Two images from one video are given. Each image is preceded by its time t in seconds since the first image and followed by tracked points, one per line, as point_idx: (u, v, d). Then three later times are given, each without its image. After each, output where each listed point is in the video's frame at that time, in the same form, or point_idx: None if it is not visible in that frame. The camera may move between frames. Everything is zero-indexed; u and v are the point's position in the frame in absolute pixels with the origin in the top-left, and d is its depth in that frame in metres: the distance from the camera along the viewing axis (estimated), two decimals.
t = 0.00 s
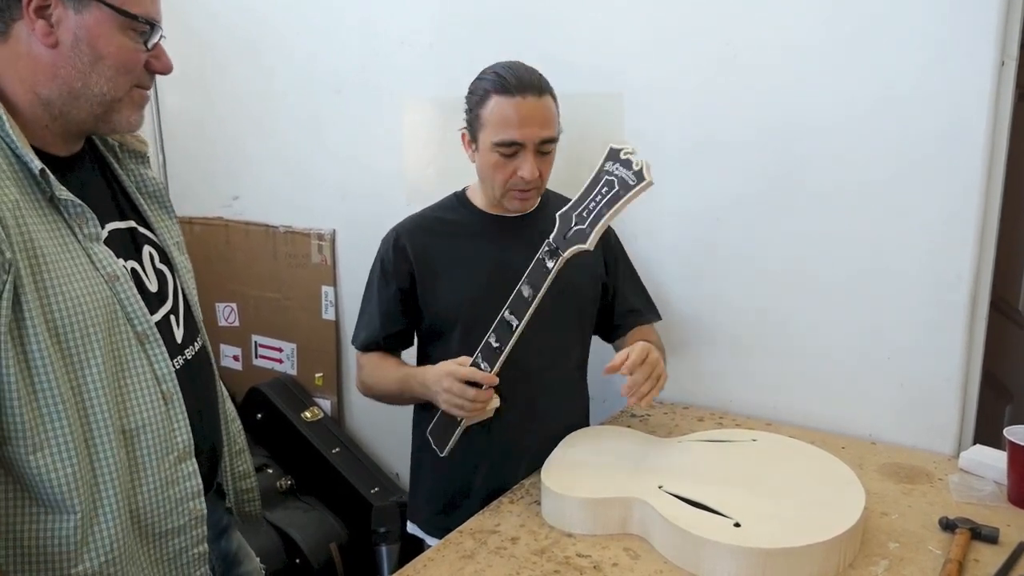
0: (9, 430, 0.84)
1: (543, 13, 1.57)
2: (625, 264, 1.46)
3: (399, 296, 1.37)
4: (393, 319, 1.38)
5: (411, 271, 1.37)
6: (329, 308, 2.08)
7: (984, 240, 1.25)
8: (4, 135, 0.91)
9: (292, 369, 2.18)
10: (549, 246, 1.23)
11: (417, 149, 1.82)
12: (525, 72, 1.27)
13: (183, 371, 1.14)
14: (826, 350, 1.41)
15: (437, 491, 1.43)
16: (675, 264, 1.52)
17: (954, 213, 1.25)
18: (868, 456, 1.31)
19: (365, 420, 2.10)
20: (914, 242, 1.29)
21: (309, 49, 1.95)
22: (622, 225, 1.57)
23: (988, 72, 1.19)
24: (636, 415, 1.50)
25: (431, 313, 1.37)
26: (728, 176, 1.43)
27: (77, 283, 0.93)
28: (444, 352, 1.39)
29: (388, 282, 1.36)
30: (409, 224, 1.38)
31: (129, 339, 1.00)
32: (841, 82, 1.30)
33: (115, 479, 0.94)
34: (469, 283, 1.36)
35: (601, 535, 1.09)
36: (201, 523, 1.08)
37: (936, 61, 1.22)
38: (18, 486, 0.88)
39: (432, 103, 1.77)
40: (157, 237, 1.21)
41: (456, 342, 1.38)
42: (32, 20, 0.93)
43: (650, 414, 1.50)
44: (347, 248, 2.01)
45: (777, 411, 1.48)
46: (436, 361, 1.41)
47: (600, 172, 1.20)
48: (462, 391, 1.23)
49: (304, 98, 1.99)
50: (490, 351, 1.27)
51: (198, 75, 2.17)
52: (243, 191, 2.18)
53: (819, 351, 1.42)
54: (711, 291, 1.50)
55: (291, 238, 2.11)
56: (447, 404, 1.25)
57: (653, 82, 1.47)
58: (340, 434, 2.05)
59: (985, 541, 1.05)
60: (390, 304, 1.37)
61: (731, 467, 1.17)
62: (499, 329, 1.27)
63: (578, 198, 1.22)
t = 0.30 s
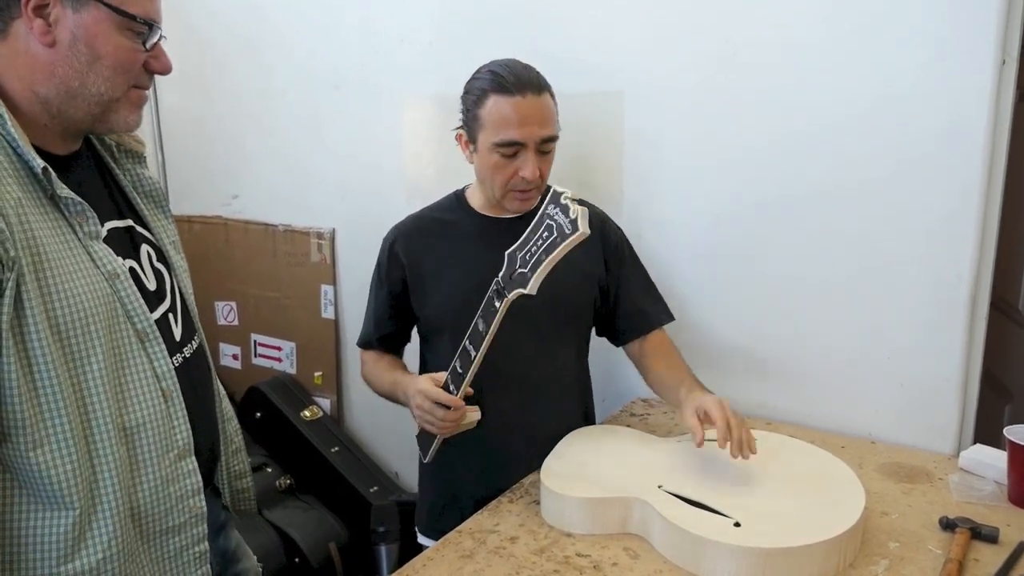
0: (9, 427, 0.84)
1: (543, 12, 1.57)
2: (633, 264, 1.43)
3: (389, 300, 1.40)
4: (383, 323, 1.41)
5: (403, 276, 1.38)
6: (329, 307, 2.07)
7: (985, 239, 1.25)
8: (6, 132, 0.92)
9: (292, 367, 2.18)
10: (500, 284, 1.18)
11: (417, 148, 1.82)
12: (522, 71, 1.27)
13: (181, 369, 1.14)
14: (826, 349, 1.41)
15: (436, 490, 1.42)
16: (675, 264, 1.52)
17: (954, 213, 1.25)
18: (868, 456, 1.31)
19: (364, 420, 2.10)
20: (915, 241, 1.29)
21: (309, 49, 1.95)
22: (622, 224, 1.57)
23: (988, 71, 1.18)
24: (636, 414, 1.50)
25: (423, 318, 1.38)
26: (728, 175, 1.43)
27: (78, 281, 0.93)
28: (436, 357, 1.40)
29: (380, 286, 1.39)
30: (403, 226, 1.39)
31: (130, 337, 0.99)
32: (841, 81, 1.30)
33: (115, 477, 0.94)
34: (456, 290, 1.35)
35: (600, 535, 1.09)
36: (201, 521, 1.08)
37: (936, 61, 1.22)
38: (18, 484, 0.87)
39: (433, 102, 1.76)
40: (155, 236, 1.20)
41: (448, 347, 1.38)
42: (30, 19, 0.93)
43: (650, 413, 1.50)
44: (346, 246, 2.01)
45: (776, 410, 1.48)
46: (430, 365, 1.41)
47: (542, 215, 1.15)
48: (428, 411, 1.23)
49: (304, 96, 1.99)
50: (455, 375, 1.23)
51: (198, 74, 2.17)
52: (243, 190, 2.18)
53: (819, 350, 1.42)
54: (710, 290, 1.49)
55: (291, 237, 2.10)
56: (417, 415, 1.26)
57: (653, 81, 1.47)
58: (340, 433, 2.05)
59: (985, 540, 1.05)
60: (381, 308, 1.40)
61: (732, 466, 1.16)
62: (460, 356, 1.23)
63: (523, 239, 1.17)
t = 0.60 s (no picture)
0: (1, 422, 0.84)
1: (543, 11, 1.56)
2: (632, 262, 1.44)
3: (392, 306, 1.38)
4: (383, 326, 1.39)
5: (402, 278, 1.37)
6: (328, 305, 2.07)
7: (984, 238, 1.25)
8: None
9: (290, 366, 2.18)
10: (556, 355, 1.19)
11: (416, 147, 1.81)
12: (505, 69, 1.26)
13: (173, 367, 1.14)
14: (825, 348, 1.41)
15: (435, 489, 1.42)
16: (674, 263, 1.52)
17: (953, 212, 1.25)
18: (867, 455, 1.31)
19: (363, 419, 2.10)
20: (914, 241, 1.29)
21: (308, 48, 1.94)
22: (622, 223, 1.56)
23: (989, 70, 1.18)
24: (635, 413, 1.50)
25: (425, 320, 1.37)
26: (727, 175, 1.43)
27: (72, 278, 0.93)
28: (438, 359, 1.39)
29: (382, 291, 1.38)
30: (401, 230, 1.38)
31: (124, 334, 0.99)
32: (841, 81, 1.30)
33: (108, 474, 0.94)
34: (461, 299, 1.34)
35: (599, 534, 1.09)
36: (195, 518, 1.08)
37: (936, 60, 1.22)
38: (10, 481, 0.87)
39: (431, 101, 1.76)
40: (149, 235, 1.20)
41: (452, 348, 1.37)
42: (23, 18, 0.93)
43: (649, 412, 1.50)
44: (344, 245, 2.01)
45: (775, 409, 1.48)
46: (433, 367, 1.41)
47: (611, 299, 1.15)
48: (475, 441, 1.21)
49: (303, 95, 1.99)
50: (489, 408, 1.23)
51: (196, 73, 2.16)
52: (241, 188, 2.17)
53: (818, 349, 1.41)
54: (709, 289, 1.49)
55: (289, 235, 2.10)
56: (453, 440, 1.25)
57: (653, 80, 1.47)
58: (338, 432, 2.04)
59: (984, 540, 1.05)
60: (383, 314, 1.38)
61: (732, 465, 1.16)
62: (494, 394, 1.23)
63: (588, 318, 1.17)
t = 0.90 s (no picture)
0: None
1: (542, 11, 1.56)
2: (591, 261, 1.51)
3: (396, 307, 1.29)
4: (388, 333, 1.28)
5: (403, 278, 1.29)
6: (326, 304, 2.07)
7: (983, 239, 1.25)
8: None
9: (288, 365, 2.17)
10: (658, 425, 1.07)
11: (416, 147, 1.81)
12: (496, 57, 1.27)
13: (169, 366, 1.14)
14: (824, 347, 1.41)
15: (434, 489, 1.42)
16: (673, 262, 1.52)
17: (952, 213, 1.25)
18: (866, 454, 1.31)
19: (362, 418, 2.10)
20: (913, 241, 1.29)
21: (307, 47, 1.94)
22: (621, 223, 1.56)
23: (988, 70, 1.18)
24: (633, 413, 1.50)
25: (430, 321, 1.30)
26: (726, 175, 1.43)
27: (68, 274, 0.93)
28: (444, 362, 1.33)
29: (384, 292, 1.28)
30: (390, 230, 1.31)
31: (121, 330, 0.99)
32: (840, 81, 1.30)
33: (104, 469, 0.94)
34: (460, 299, 1.31)
35: (598, 534, 1.09)
36: (191, 515, 1.08)
37: (935, 61, 1.22)
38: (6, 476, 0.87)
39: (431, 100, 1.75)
40: (144, 234, 1.19)
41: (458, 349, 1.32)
42: (14, 18, 0.93)
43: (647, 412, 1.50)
44: (343, 244, 2.01)
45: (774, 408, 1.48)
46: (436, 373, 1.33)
47: (736, 386, 0.97)
48: (539, 474, 1.09)
49: (302, 94, 1.98)
50: (556, 441, 1.10)
51: (195, 72, 2.16)
52: (239, 187, 2.17)
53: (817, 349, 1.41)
54: (708, 289, 1.49)
55: (288, 235, 2.09)
56: (513, 472, 1.11)
57: (653, 80, 1.47)
58: (336, 431, 2.04)
59: (983, 539, 1.05)
60: (386, 315, 1.28)
61: (732, 464, 1.16)
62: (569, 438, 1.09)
63: (705, 399, 1.01)
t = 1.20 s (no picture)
0: None
1: (542, 9, 1.56)
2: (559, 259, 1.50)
3: (389, 314, 1.20)
4: (386, 339, 1.20)
5: (399, 281, 1.21)
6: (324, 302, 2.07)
7: (981, 238, 1.26)
8: None
9: (286, 364, 2.17)
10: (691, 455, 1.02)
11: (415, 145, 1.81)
12: (484, 47, 1.26)
13: (170, 362, 1.14)
14: (822, 346, 1.41)
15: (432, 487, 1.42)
16: (671, 262, 1.52)
17: (950, 212, 1.25)
18: (864, 453, 1.32)
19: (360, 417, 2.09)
20: (911, 240, 1.29)
21: (306, 45, 1.94)
22: (619, 222, 1.56)
23: (987, 69, 1.19)
24: (632, 412, 1.50)
25: (428, 325, 1.23)
26: (724, 174, 1.43)
27: (67, 271, 0.92)
28: (439, 368, 1.26)
29: (377, 297, 1.19)
30: (380, 230, 1.23)
31: (121, 327, 0.99)
32: (838, 81, 1.30)
33: (105, 466, 0.93)
34: (456, 305, 1.24)
35: (597, 532, 1.09)
36: (192, 511, 1.08)
37: (934, 61, 1.22)
38: (8, 473, 0.87)
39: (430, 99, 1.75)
40: (144, 230, 1.19)
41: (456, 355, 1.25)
42: (9, 20, 0.92)
43: (646, 410, 1.51)
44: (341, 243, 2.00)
45: (771, 407, 1.49)
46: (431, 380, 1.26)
47: (778, 428, 1.02)
48: (555, 484, 1.07)
49: (301, 92, 1.98)
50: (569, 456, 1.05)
51: (193, 70, 2.16)
52: (238, 186, 2.17)
53: (814, 348, 1.42)
54: (706, 288, 1.49)
55: (286, 233, 2.09)
56: (524, 483, 1.09)
57: (651, 79, 1.47)
58: (335, 430, 2.04)
59: (981, 537, 1.05)
60: (381, 322, 1.20)
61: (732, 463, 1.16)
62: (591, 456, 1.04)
63: (744, 437, 1.04)
